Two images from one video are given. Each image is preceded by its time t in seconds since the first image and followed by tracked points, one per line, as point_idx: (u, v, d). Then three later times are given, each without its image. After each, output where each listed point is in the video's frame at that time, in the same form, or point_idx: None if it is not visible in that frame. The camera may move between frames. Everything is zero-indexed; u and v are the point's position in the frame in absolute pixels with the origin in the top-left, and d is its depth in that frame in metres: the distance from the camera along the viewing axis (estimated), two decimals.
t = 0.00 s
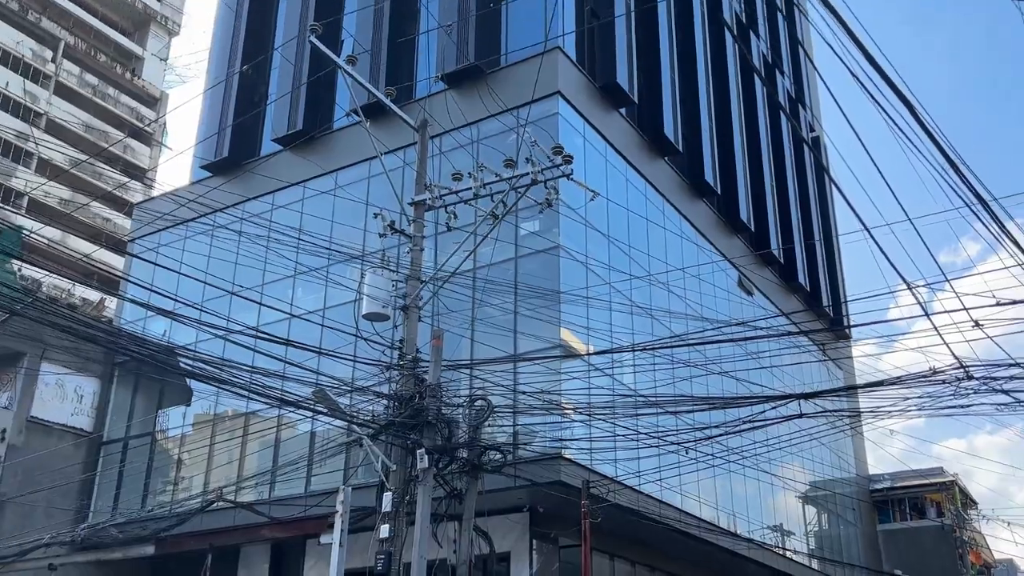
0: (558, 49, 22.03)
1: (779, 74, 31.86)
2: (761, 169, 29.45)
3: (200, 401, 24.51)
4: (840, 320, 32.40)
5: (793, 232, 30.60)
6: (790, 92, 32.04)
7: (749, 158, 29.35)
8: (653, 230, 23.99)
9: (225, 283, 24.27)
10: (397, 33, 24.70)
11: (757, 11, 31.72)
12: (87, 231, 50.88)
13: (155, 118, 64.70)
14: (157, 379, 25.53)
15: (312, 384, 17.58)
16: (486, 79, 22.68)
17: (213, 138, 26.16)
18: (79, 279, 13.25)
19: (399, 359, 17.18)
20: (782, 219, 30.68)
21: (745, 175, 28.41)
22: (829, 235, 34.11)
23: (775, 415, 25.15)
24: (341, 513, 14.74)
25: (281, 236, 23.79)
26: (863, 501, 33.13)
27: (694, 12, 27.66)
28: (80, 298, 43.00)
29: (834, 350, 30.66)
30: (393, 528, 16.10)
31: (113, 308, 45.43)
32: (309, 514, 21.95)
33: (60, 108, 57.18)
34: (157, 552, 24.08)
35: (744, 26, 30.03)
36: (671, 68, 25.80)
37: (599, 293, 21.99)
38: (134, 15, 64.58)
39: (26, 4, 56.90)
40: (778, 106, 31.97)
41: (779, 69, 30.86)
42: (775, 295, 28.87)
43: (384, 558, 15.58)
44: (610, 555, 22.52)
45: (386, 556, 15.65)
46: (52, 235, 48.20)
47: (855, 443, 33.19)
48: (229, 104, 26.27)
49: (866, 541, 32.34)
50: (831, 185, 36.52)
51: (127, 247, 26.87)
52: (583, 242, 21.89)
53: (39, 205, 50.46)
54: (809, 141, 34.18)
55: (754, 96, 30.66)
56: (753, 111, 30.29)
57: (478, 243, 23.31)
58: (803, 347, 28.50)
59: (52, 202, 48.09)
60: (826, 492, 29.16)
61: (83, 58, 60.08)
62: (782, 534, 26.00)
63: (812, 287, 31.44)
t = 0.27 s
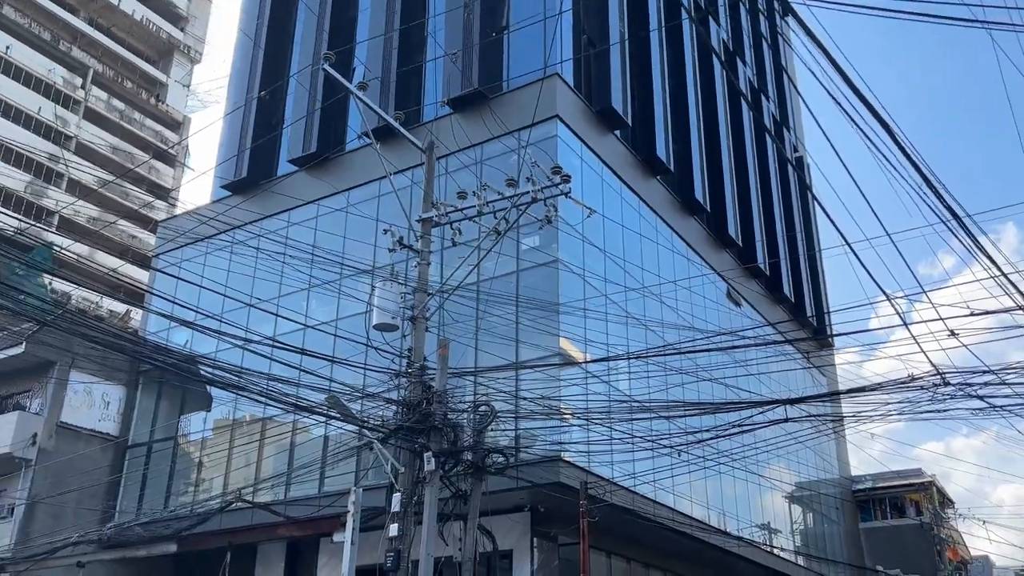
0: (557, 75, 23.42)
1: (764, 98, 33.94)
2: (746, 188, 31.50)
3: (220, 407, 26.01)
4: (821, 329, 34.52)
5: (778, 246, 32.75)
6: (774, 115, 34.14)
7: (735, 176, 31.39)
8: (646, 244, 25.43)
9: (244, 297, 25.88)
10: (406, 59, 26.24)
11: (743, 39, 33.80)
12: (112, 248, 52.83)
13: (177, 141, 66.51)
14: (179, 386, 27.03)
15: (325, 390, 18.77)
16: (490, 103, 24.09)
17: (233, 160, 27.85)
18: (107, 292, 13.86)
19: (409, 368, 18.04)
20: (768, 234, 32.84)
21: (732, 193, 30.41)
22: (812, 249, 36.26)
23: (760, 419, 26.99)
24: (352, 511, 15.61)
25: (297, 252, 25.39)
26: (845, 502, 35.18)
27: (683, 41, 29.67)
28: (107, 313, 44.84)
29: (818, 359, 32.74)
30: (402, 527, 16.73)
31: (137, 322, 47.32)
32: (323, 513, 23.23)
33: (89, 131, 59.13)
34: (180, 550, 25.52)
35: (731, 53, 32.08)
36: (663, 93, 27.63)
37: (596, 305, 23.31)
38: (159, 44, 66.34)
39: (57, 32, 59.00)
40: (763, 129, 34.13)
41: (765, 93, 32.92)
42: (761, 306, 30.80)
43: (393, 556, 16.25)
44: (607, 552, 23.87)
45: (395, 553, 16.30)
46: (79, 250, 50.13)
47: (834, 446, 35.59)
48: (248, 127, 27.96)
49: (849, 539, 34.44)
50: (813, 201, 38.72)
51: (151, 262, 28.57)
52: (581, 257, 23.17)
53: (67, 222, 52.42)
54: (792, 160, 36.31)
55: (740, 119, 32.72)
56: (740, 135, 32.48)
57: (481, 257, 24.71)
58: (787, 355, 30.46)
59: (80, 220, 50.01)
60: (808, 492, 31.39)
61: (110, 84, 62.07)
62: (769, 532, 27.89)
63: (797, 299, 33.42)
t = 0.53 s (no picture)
0: (557, 93, 24.12)
1: (759, 115, 34.83)
2: (743, 202, 32.28)
3: (229, 416, 26.67)
4: (816, 341, 35.30)
5: (774, 259, 33.48)
6: (769, 131, 35.01)
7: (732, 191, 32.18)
8: (645, 258, 26.07)
9: (253, 309, 26.60)
10: (411, 78, 26.96)
11: (738, 57, 34.72)
12: (124, 262, 53.79)
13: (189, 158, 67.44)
14: (189, 396, 27.70)
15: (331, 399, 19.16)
16: (492, 120, 24.77)
17: (242, 177, 28.60)
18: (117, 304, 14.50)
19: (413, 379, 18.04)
20: (765, 247, 33.57)
21: (728, 207, 31.16)
22: (807, 262, 37.09)
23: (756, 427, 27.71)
24: (358, 520, 15.73)
25: (305, 266, 26.11)
26: (840, 509, 35.98)
27: (680, 60, 30.53)
28: (120, 326, 45.69)
29: (814, 369, 33.58)
30: (407, 535, 16.76)
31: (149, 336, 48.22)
32: (330, 520, 23.69)
33: (102, 149, 60.13)
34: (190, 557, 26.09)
35: (727, 71, 32.99)
36: (660, 111, 28.43)
37: (596, 316, 23.84)
38: (172, 64, 67.31)
39: (71, 52, 60.10)
40: (759, 145, 34.97)
41: (760, 110, 33.81)
42: (758, 317, 31.61)
43: (398, 562, 16.31)
44: (607, 558, 24.41)
45: (400, 560, 16.34)
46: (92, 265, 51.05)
47: (829, 455, 36.51)
48: (256, 145, 28.73)
49: (844, 545, 35.26)
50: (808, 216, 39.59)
51: (162, 276, 29.46)
52: (581, 269, 23.71)
53: (80, 237, 53.36)
54: (787, 176, 37.18)
55: (736, 135, 33.58)
56: (736, 151, 33.30)
57: (484, 270, 25.37)
58: (782, 365, 31.29)
59: (93, 235, 50.95)
60: (804, 499, 32.16)
61: (123, 103, 63.09)
62: (766, 538, 28.58)
63: (793, 310, 34.19)
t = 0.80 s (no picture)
0: (558, 107, 24.22)
1: (759, 129, 35.01)
2: (744, 214, 32.40)
3: (231, 430, 26.68)
4: (818, 353, 35.36)
5: (775, 271, 33.51)
6: (769, 145, 35.18)
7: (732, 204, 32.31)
8: (646, 270, 26.13)
9: (256, 322, 26.68)
10: (413, 92, 27.10)
11: (738, 72, 34.92)
12: (127, 275, 54.00)
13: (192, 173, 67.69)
14: (191, 409, 27.75)
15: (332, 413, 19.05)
16: (494, 134, 24.89)
17: (245, 191, 28.76)
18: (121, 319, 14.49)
19: (414, 392, 17.71)
20: (766, 260, 33.62)
21: (729, 221, 31.26)
22: (808, 275, 37.18)
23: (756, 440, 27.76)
24: (360, 534, 15.50)
25: (307, 279, 26.24)
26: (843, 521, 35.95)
27: (680, 74, 30.72)
28: (123, 339, 45.81)
29: (816, 381, 33.65)
30: (409, 548, 16.51)
31: (152, 349, 48.36)
32: (332, 535, 23.59)
33: (107, 164, 60.40)
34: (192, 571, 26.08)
35: (727, 86, 33.16)
36: (661, 125, 28.59)
37: (598, 328, 23.84)
38: (175, 79, 67.63)
39: (75, 68, 60.47)
40: (759, 159, 35.11)
41: (760, 124, 33.94)
42: (759, 330, 31.72)
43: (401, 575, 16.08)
44: (610, 570, 24.42)
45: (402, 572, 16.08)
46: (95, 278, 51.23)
47: (832, 467, 36.52)
48: (259, 159, 28.90)
49: (847, 557, 35.24)
50: (808, 229, 39.72)
51: (165, 290, 29.65)
52: (583, 282, 23.71)
53: (84, 251, 53.56)
54: (787, 189, 37.34)
55: (736, 149, 33.72)
56: (737, 164, 33.43)
57: (485, 282, 25.46)
58: (783, 377, 31.35)
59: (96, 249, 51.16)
60: (807, 512, 32.15)
61: (127, 118, 63.41)
62: (769, 551, 28.55)
63: (794, 323, 34.25)
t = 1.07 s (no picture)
0: (558, 122, 24.26)
1: (760, 143, 35.08)
2: (745, 229, 32.42)
3: (232, 445, 26.63)
4: (820, 367, 35.31)
5: (776, 286, 33.49)
6: (769, 159, 35.27)
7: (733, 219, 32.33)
8: (647, 285, 26.13)
9: (257, 337, 26.66)
10: (415, 107, 27.20)
11: (739, 87, 35.06)
12: (129, 290, 54.16)
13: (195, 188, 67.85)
14: (193, 424, 27.85)
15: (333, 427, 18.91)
16: (495, 149, 24.95)
17: (246, 206, 28.85)
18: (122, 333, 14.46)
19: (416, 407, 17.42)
20: (767, 275, 33.59)
21: (730, 235, 31.26)
22: (809, 289, 37.20)
23: (758, 455, 27.71)
24: (361, 550, 15.28)
25: (308, 294, 26.28)
26: (846, 536, 35.86)
27: (681, 89, 30.83)
28: (125, 353, 45.87)
29: (818, 396, 33.62)
30: (409, 564, 16.24)
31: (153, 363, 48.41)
32: (333, 551, 23.44)
33: (109, 179, 60.62)
34: None
35: (727, 101, 33.29)
36: (661, 140, 28.69)
37: (599, 343, 23.76)
38: (178, 95, 67.89)
39: (78, 84, 60.81)
40: (760, 174, 35.20)
41: (760, 139, 34.03)
42: (761, 344, 31.72)
43: None
44: None
45: None
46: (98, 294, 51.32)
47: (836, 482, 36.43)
48: (261, 175, 29.00)
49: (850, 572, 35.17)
50: (810, 244, 39.73)
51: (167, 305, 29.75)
52: (584, 297, 23.65)
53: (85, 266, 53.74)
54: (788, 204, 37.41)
55: (737, 163, 33.80)
56: (738, 179, 33.51)
57: (487, 296, 25.47)
58: (785, 392, 31.32)
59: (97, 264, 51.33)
60: (810, 527, 32.04)
61: (129, 133, 63.68)
62: (771, 567, 28.44)
63: (796, 337, 34.23)
